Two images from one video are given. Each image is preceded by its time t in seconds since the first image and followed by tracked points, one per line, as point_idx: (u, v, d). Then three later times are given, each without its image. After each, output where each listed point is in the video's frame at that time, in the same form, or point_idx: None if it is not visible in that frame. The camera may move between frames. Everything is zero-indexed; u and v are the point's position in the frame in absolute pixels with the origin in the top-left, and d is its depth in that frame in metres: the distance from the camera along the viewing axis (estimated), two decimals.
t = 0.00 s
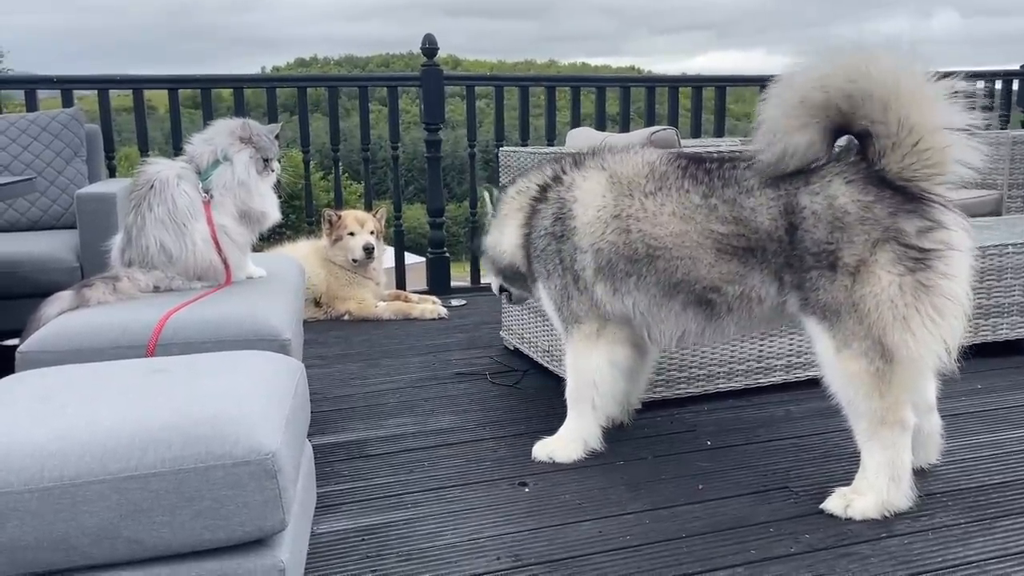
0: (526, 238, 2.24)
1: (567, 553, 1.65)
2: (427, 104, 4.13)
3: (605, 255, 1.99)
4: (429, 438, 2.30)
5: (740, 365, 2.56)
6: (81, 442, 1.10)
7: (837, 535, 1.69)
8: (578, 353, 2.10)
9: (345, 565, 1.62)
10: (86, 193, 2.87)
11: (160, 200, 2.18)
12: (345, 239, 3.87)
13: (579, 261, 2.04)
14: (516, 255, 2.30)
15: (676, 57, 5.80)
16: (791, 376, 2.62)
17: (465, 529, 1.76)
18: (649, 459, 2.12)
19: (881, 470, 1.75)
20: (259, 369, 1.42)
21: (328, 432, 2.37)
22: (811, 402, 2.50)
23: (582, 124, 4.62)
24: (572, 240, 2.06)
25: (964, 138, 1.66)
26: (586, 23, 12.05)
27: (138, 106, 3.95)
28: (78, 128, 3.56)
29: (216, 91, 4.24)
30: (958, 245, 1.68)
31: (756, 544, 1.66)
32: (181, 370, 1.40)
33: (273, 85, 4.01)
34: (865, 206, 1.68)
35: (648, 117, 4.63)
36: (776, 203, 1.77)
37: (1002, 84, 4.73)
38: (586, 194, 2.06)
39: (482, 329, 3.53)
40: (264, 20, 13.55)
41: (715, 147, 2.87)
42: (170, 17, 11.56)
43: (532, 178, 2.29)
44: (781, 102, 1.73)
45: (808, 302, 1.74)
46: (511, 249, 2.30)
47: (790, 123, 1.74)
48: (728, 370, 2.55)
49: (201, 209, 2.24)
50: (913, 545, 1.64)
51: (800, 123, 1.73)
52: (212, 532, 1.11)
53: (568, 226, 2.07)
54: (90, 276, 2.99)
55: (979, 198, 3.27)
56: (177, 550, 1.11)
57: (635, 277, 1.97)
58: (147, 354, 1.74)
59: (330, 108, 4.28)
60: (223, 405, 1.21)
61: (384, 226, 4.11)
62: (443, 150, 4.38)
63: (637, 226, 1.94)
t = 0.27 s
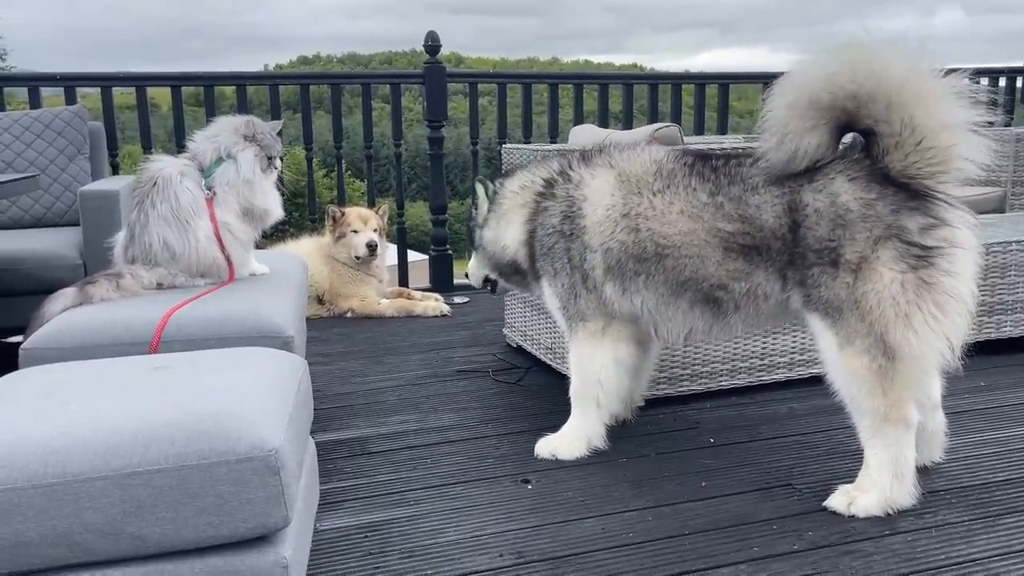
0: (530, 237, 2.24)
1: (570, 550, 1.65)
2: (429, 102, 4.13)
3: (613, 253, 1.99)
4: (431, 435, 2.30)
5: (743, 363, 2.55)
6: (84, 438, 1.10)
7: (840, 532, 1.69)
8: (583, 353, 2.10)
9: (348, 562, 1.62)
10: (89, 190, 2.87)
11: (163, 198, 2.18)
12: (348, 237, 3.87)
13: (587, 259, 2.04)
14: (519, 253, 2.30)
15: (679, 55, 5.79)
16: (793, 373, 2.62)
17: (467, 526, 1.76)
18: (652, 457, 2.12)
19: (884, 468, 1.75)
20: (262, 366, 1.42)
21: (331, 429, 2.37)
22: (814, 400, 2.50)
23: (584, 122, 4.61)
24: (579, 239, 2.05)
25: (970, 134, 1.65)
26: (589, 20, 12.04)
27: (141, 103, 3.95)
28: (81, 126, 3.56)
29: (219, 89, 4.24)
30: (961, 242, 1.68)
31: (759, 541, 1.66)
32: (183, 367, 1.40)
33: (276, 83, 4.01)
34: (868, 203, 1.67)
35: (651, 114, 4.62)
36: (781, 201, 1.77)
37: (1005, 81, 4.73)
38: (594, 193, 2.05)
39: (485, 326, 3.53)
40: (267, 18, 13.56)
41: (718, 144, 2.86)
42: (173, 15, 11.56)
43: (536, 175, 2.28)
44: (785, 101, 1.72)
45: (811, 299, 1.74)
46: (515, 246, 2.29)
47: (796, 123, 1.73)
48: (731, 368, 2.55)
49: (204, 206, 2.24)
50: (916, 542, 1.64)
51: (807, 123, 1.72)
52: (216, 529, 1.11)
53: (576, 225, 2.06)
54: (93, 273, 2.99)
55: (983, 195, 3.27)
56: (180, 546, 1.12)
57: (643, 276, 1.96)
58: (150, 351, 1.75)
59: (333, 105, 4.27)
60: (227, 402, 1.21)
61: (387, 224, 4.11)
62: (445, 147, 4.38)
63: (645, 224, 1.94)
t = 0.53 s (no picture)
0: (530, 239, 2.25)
1: (570, 550, 1.65)
2: (431, 101, 4.13)
3: (615, 251, 1.99)
4: (432, 434, 2.30)
5: (744, 362, 2.55)
6: (86, 439, 1.10)
7: (841, 532, 1.69)
8: (585, 351, 2.10)
9: (349, 561, 1.63)
10: (91, 190, 2.88)
11: (164, 197, 2.18)
12: (350, 236, 3.87)
13: (589, 258, 2.04)
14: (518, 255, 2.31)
15: (681, 53, 5.78)
16: (795, 372, 2.62)
17: (468, 525, 1.77)
18: (653, 456, 2.12)
19: (885, 467, 1.75)
20: (263, 366, 1.43)
21: (332, 428, 2.37)
22: (815, 399, 2.50)
23: (586, 121, 4.61)
24: (580, 238, 2.06)
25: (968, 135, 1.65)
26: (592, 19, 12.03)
27: (143, 102, 3.95)
28: (84, 125, 3.57)
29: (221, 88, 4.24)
30: (963, 243, 1.68)
31: (760, 540, 1.66)
32: (184, 367, 1.40)
33: (279, 82, 4.01)
34: (870, 203, 1.67)
35: (652, 113, 4.62)
36: (784, 199, 1.76)
37: (1008, 80, 4.72)
38: (594, 193, 2.05)
39: (487, 325, 3.54)
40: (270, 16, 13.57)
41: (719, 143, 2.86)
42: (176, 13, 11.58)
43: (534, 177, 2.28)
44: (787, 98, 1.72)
45: (812, 298, 1.74)
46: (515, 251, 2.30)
47: (796, 117, 1.72)
48: (732, 367, 2.54)
49: (206, 205, 2.25)
50: (917, 542, 1.64)
51: (809, 116, 1.71)
52: (216, 529, 1.12)
53: (578, 225, 2.06)
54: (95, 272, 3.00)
55: (985, 194, 3.27)
56: (181, 546, 1.12)
57: (644, 273, 1.97)
58: (151, 351, 1.75)
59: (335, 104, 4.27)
60: (227, 403, 1.21)
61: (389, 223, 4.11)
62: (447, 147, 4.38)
63: (647, 221, 1.94)
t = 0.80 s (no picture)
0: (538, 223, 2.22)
1: (572, 546, 1.66)
2: (433, 99, 4.13)
3: (624, 246, 1.98)
4: (434, 431, 2.31)
5: (746, 359, 2.55)
6: (89, 435, 1.11)
7: (842, 529, 1.70)
8: (588, 346, 2.12)
9: (351, 557, 1.63)
10: (94, 187, 2.88)
11: (167, 196, 2.19)
12: (353, 234, 3.88)
13: (600, 252, 2.03)
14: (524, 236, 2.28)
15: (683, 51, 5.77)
16: (796, 370, 2.62)
17: (470, 522, 1.77)
18: (654, 453, 2.12)
19: (885, 465, 1.75)
20: (265, 363, 1.43)
21: (335, 425, 2.38)
22: (817, 397, 2.50)
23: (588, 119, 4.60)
24: (591, 232, 2.05)
25: (967, 131, 1.64)
26: (594, 17, 12.02)
27: (146, 101, 3.96)
28: (87, 123, 3.58)
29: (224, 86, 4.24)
30: (962, 243, 1.68)
31: (761, 537, 1.67)
32: (186, 364, 1.41)
33: (281, 80, 4.01)
34: (869, 201, 1.68)
35: (654, 111, 4.62)
36: (784, 194, 1.78)
37: (1011, 78, 4.71)
38: (609, 187, 2.04)
39: (489, 323, 3.54)
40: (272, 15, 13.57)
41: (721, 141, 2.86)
42: (179, 13, 11.59)
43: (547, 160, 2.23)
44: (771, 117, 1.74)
45: (812, 295, 1.75)
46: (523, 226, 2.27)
47: (783, 135, 1.74)
48: (734, 364, 2.55)
49: (209, 204, 2.25)
50: (917, 539, 1.64)
51: (796, 133, 1.73)
52: (219, 525, 1.12)
53: (592, 219, 2.05)
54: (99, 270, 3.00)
55: (988, 192, 3.27)
56: (184, 542, 1.13)
57: (650, 266, 1.96)
58: (155, 348, 1.76)
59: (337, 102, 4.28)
60: (229, 399, 1.22)
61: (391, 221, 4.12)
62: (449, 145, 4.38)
63: (652, 215, 1.94)
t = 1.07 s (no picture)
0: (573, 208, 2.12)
1: (572, 545, 1.66)
2: (434, 98, 4.13)
3: (643, 242, 1.98)
4: (435, 431, 2.31)
5: (746, 359, 2.56)
6: (91, 434, 1.11)
7: (841, 528, 1.70)
8: (589, 344, 2.10)
9: (351, 557, 1.64)
10: (96, 188, 2.89)
11: (168, 196, 2.20)
12: (354, 233, 3.88)
13: (625, 245, 2.02)
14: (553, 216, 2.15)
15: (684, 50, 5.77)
16: (797, 369, 2.62)
17: (470, 521, 1.78)
18: (654, 453, 2.12)
19: (882, 459, 1.75)
20: (265, 363, 1.44)
21: (335, 425, 2.38)
22: (817, 396, 2.50)
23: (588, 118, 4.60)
24: (618, 228, 2.04)
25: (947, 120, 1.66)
26: (595, 17, 12.01)
27: (148, 101, 3.97)
28: (89, 123, 3.59)
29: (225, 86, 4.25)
30: (955, 237, 1.69)
31: (760, 536, 1.67)
32: (187, 364, 1.41)
33: (282, 80, 4.02)
34: (859, 196, 1.69)
35: (654, 111, 4.62)
36: (777, 194, 1.80)
37: (1012, 76, 4.71)
38: (639, 180, 2.03)
39: (489, 322, 3.55)
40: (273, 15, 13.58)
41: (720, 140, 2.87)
42: (180, 13, 11.60)
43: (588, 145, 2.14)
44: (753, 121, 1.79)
45: (808, 290, 1.75)
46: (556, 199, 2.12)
47: (769, 139, 1.79)
48: (734, 364, 2.55)
49: (209, 204, 2.26)
50: (916, 538, 1.65)
51: (781, 137, 1.77)
52: (219, 524, 1.13)
53: (621, 209, 2.04)
54: (100, 270, 3.01)
55: (988, 191, 3.27)
56: (185, 541, 1.13)
57: (665, 264, 1.97)
58: (156, 348, 1.77)
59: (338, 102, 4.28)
60: (230, 399, 1.22)
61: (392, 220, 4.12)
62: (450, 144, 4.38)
63: (667, 212, 1.95)
